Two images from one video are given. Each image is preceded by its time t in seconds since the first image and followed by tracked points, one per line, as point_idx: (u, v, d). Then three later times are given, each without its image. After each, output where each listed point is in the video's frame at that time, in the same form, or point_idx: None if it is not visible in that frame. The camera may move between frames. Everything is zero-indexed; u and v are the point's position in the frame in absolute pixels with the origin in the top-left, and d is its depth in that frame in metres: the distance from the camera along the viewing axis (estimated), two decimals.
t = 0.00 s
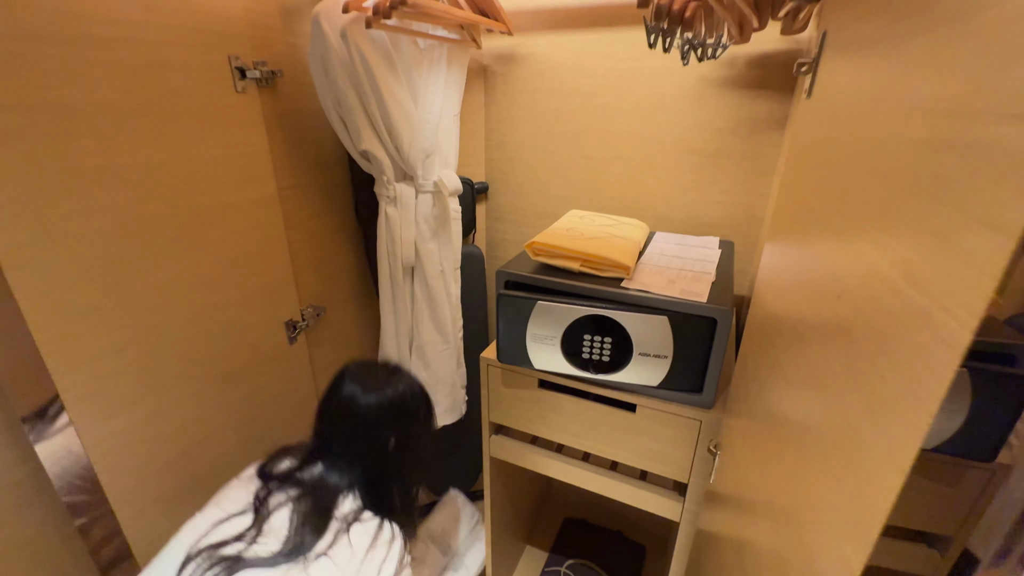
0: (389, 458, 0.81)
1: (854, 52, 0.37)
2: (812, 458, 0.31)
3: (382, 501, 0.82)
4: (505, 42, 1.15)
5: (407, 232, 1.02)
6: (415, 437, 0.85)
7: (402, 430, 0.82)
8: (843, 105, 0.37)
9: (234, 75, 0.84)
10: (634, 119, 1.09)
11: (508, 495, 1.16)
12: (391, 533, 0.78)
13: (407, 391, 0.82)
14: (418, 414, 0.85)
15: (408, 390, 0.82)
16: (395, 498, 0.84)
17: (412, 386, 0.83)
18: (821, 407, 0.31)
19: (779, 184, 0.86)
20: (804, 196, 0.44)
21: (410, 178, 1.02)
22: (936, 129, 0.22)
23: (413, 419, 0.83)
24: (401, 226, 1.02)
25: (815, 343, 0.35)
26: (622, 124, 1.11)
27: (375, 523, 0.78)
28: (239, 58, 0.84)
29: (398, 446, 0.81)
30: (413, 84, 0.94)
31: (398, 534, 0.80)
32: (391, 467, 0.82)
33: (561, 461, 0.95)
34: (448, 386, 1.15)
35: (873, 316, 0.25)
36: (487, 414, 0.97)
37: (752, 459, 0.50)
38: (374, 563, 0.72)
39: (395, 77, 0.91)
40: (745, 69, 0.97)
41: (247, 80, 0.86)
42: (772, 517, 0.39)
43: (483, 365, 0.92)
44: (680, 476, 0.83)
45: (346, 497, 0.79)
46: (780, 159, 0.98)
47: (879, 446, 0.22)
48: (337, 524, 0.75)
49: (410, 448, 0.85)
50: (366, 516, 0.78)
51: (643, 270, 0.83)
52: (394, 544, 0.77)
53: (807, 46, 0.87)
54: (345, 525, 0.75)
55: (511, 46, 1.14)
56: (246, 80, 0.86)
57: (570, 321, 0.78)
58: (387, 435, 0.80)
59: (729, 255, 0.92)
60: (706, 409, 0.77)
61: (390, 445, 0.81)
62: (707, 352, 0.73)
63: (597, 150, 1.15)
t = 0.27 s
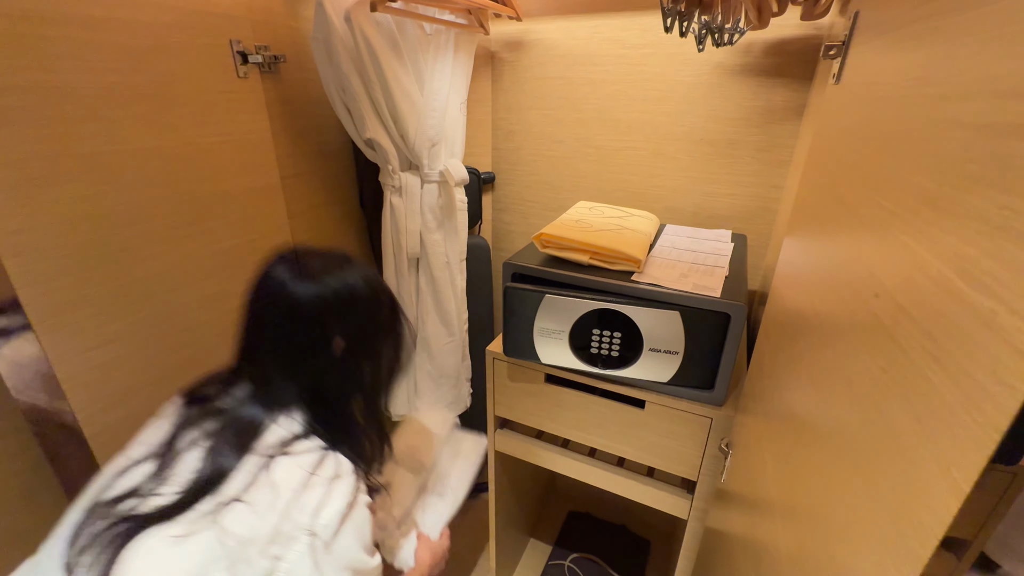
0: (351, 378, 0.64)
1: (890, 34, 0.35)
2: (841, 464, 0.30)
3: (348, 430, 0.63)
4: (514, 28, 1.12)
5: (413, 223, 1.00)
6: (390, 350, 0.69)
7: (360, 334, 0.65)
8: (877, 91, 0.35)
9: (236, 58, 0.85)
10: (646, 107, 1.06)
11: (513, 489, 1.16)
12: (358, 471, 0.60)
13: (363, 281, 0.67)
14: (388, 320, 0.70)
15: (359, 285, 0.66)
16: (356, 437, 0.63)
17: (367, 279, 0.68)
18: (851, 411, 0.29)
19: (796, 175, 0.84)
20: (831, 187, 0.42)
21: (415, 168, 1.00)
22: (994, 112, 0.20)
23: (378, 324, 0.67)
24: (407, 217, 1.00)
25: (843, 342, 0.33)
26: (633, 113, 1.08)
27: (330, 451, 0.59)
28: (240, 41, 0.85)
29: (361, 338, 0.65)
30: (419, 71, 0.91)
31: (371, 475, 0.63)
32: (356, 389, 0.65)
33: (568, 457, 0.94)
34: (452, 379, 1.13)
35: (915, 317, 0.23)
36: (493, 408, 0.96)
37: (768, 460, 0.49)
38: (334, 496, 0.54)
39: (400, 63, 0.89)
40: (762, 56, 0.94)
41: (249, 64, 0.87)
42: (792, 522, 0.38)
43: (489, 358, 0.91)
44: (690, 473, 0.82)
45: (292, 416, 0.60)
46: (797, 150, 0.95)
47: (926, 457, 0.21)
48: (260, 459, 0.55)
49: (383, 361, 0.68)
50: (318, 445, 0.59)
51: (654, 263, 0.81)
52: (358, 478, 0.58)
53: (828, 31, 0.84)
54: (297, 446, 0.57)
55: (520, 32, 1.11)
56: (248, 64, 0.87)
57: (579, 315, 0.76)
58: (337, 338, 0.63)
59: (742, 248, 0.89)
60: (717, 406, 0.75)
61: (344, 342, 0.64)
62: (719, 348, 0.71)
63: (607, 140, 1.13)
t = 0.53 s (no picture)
0: (218, 263, 0.46)
1: (912, 36, 0.34)
2: (863, 470, 0.29)
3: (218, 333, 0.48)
4: (524, 32, 1.12)
5: (422, 225, 1.00)
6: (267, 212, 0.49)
7: (214, 205, 0.44)
8: (897, 94, 0.34)
9: (248, 61, 0.82)
10: (656, 110, 1.06)
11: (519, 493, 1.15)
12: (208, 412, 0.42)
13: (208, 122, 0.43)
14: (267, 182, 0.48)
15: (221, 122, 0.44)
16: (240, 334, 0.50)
17: (217, 117, 0.44)
18: (874, 417, 0.29)
19: (808, 179, 0.83)
20: (849, 189, 0.41)
21: (425, 170, 1.00)
22: None
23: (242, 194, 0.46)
24: (416, 219, 1.00)
25: (863, 347, 0.32)
26: (642, 116, 1.08)
27: (169, 398, 0.41)
28: (252, 45, 0.82)
29: (216, 212, 0.45)
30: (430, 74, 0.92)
31: (248, 411, 0.46)
32: (218, 287, 0.47)
33: (575, 461, 0.93)
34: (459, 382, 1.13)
35: (943, 324, 0.23)
36: (501, 411, 0.96)
37: (782, 466, 0.48)
38: (170, 457, 0.39)
39: (411, 66, 0.89)
40: (773, 59, 0.93)
41: (261, 67, 0.84)
42: (809, 529, 0.38)
43: (497, 361, 0.91)
44: (699, 479, 0.81)
45: (110, 337, 0.41)
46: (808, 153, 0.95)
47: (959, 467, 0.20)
48: (50, 425, 0.38)
49: (264, 244, 0.50)
50: (151, 388, 0.40)
51: (664, 267, 0.81)
52: (219, 424, 0.42)
53: (841, 35, 0.84)
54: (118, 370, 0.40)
55: (530, 35, 1.12)
56: (260, 68, 0.84)
57: (588, 319, 0.76)
58: (175, 205, 0.43)
59: (752, 252, 0.89)
60: (728, 411, 0.74)
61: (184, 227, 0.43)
62: (730, 353, 0.71)
63: (616, 143, 1.12)
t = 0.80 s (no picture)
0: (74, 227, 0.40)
1: (902, 74, 0.37)
2: (865, 482, 0.31)
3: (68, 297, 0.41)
4: (531, 56, 1.16)
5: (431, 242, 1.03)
6: (111, 119, 0.39)
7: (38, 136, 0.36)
8: (890, 127, 0.37)
9: (268, 85, 0.86)
10: (659, 132, 1.09)
11: (523, 508, 1.15)
12: (35, 408, 0.35)
13: None
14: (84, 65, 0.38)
15: None
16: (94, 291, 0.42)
17: None
18: (874, 432, 0.31)
19: (807, 200, 0.86)
20: (847, 213, 0.43)
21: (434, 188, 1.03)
22: (1008, 155, 0.21)
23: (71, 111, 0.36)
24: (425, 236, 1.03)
25: (862, 364, 0.34)
26: (646, 138, 1.11)
27: None
28: (273, 70, 0.86)
29: (7, 140, 0.34)
30: (440, 96, 0.96)
31: (111, 397, 0.39)
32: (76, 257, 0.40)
33: (581, 475, 0.94)
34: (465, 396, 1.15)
35: (933, 343, 0.25)
36: (507, 425, 0.97)
37: (787, 480, 0.49)
38: None
39: (423, 89, 0.93)
40: (772, 84, 0.97)
41: (281, 91, 0.88)
42: (814, 541, 0.39)
43: (504, 376, 0.92)
44: (704, 494, 0.82)
45: None
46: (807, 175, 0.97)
47: (949, 476, 0.22)
48: None
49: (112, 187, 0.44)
50: None
51: (669, 284, 0.83)
52: (56, 421, 0.35)
53: (837, 62, 0.87)
54: None
55: (537, 60, 1.16)
56: (280, 91, 0.88)
57: (594, 334, 0.77)
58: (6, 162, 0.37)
59: (755, 271, 0.91)
60: (732, 427, 0.75)
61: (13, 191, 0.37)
62: (733, 369, 0.73)
63: (620, 163, 1.15)
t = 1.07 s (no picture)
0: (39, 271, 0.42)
1: (880, 118, 0.40)
2: (851, 500, 0.33)
3: None
4: (532, 85, 1.21)
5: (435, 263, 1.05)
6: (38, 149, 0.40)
7: None
8: (869, 167, 0.40)
9: (282, 113, 0.89)
10: (656, 158, 1.13)
11: (524, 528, 1.16)
12: None
13: None
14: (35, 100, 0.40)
15: None
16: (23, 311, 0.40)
17: None
18: (858, 452, 0.33)
19: (799, 225, 0.89)
20: (833, 244, 0.46)
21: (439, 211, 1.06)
22: (964, 204, 0.24)
23: None
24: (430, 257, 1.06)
25: (848, 388, 0.36)
26: (642, 163, 1.15)
27: None
28: (286, 99, 0.90)
29: None
30: (446, 124, 1.00)
31: (48, 435, 0.38)
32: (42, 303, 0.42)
33: (582, 495, 0.95)
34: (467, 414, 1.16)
35: (907, 370, 0.27)
36: (509, 444, 0.98)
37: (783, 499, 0.51)
38: None
39: (429, 117, 0.97)
40: (764, 114, 1.01)
41: (293, 119, 0.91)
42: (807, 558, 0.41)
43: (507, 395, 0.94)
44: (703, 514, 0.83)
45: None
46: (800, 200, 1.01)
47: (922, 494, 0.24)
48: None
49: (71, 218, 0.44)
50: None
51: (667, 306, 0.85)
52: None
53: (824, 94, 0.91)
54: None
55: (538, 88, 1.20)
56: (293, 119, 0.91)
57: (595, 356, 0.80)
58: None
59: (750, 293, 0.94)
60: (730, 446, 0.77)
61: None
62: (730, 389, 0.75)
63: (619, 187, 1.19)
